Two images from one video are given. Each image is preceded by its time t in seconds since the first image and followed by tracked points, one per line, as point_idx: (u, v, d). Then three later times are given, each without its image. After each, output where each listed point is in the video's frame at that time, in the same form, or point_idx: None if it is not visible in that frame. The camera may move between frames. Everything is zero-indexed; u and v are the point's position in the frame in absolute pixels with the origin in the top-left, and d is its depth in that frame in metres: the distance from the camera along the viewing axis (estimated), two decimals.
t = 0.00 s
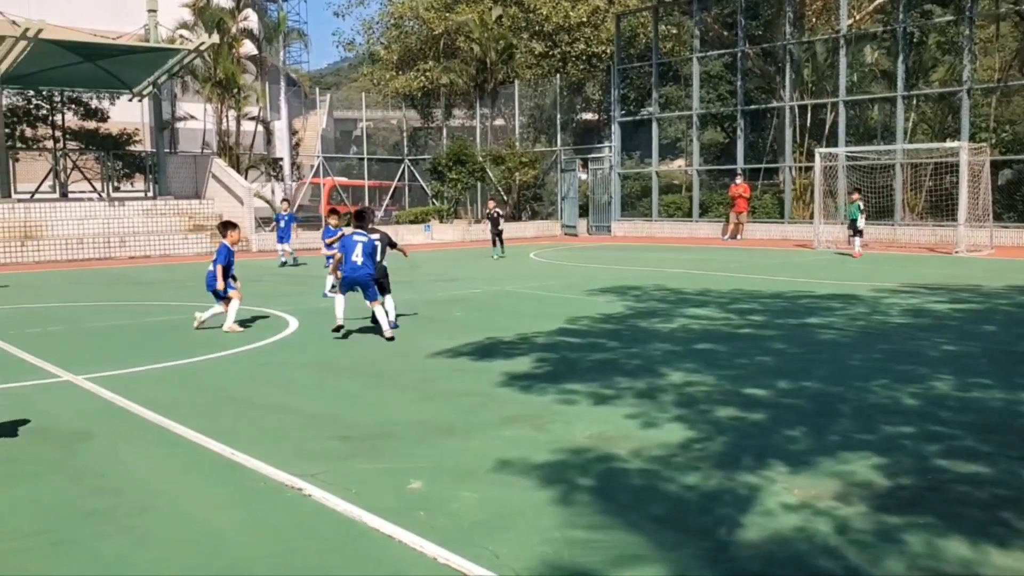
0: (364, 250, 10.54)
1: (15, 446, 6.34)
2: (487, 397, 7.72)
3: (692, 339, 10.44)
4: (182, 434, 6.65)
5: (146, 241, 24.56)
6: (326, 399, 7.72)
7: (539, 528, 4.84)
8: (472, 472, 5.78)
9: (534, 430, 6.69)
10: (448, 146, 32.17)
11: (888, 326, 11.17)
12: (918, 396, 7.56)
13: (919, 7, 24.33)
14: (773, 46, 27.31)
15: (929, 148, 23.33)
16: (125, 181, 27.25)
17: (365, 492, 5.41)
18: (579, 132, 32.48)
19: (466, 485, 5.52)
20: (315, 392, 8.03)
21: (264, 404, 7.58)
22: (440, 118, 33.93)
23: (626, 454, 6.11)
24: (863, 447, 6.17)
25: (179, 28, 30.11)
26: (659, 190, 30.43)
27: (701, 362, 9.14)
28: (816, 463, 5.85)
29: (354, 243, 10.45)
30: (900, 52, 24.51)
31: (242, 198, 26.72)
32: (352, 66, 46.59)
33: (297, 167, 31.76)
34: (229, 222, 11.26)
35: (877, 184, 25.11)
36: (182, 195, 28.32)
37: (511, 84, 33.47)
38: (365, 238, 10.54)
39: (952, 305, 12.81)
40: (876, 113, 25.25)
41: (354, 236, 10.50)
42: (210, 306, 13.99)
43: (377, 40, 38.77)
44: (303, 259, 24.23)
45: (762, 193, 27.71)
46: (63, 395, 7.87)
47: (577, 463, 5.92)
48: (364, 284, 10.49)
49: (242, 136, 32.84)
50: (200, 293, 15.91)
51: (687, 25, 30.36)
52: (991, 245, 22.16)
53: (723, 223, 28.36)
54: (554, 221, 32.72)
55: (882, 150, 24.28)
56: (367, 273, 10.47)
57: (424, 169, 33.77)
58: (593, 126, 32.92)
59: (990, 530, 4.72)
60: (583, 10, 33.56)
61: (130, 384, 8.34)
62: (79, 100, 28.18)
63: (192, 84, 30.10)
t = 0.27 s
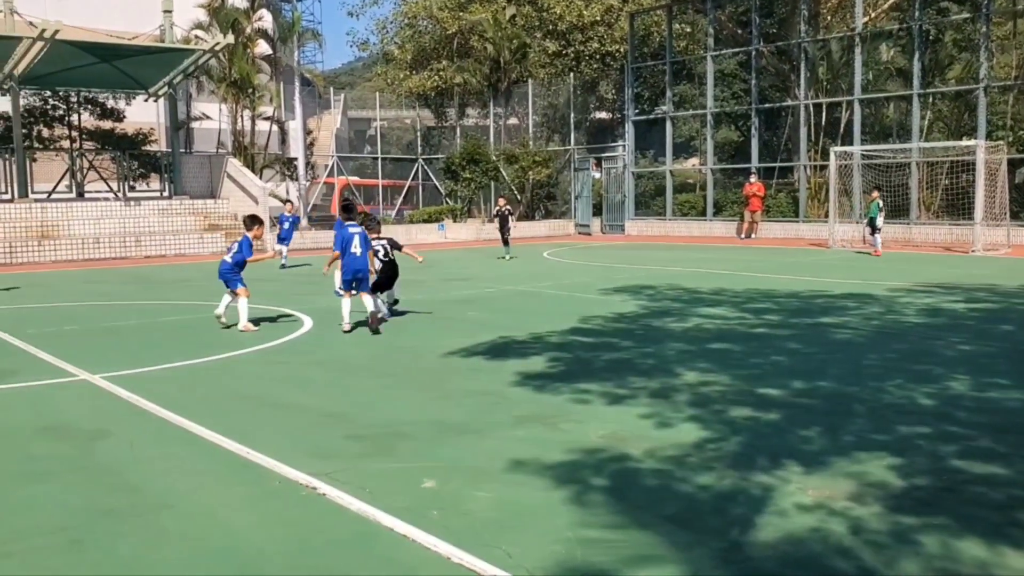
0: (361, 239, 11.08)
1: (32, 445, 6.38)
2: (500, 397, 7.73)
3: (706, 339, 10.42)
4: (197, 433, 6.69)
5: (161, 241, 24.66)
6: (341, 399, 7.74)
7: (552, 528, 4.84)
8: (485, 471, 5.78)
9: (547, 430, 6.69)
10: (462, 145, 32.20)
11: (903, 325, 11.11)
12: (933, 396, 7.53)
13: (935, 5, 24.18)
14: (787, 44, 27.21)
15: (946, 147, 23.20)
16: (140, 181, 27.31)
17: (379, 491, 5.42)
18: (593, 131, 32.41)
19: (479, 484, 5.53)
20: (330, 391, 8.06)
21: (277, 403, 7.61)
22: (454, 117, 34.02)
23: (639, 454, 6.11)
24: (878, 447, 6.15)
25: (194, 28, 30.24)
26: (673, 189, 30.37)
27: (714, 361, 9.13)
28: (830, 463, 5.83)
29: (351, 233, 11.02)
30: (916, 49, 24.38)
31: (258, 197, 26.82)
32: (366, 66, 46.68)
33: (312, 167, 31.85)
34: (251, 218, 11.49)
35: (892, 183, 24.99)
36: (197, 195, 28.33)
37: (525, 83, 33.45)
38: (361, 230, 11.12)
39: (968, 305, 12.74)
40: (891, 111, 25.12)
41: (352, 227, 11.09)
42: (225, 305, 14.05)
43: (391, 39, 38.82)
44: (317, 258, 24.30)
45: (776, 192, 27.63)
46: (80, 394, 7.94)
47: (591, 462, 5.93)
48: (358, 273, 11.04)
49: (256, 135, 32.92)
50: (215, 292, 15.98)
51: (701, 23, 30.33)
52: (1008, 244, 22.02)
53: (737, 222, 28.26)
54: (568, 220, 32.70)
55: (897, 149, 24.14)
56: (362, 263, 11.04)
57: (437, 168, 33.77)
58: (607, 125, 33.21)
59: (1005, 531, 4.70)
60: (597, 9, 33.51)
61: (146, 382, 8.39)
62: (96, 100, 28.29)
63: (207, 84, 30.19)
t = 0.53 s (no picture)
0: (375, 241, 11.50)
1: (59, 443, 6.46)
2: (522, 397, 7.74)
3: (728, 340, 10.39)
4: (222, 432, 6.75)
5: (186, 241, 24.85)
6: (363, 399, 7.79)
7: (574, 529, 4.85)
8: (507, 471, 5.80)
9: (570, 431, 6.69)
10: (484, 145, 32.26)
11: (929, 326, 11.03)
12: (959, 398, 7.47)
13: (961, 3, 23.94)
14: (811, 44, 27.05)
15: (972, 146, 22.99)
16: (167, 181, 27.56)
17: (401, 491, 5.44)
18: (615, 131, 32.29)
19: (502, 484, 5.54)
20: (353, 390, 8.10)
21: (301, 403, 7.66)
22: (475, 118, 34.11)
23: (662, 455, 6.10)
24: (903, 449, 6.10)
25: (218, 30, 30.48)
26: (696, 189, 30.28)
27: (737, 362, 9.10)
28: (854, 465, 5.80)
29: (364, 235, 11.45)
30: (942, 48, 24.15)
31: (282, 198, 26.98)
32: (388, 66, 46.84)
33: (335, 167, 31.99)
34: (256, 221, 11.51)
35: (917, 183, 24.79)
36: (221, 195, 28.61)
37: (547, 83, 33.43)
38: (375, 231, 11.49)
39: (994, 305, 12.62)
40: (916, 110, 24.89)
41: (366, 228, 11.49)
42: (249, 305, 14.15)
43: (413, 40, 38.94)
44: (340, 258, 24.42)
45: (800, 192, 27.49)
46: (107, 393, 8.04)
47: (613, 463, 5.93)
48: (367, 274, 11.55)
49: (280, 137, 33.13)
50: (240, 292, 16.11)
51: (724, 22, 30.24)
52: None
53: (760, 222, 28.13)
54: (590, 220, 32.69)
55: (923, 148, 23.93)
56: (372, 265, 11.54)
57: (459, 168, 33.82)
58: (629, 124, 32.45)
59: None
60: (619, 9, 33.45)
61: (171, 381, 8.48)
62: (122, 102, 28.69)
63: (231, 85, 30.39)
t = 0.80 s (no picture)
0: (435, 238, 11.87)
1: (149, 437, 6.68)
2: (597, 397, 7.73)
3: (807, 341, 10.21)
4: (303, 428, 6.89)
5: (265, 242, 25.37)
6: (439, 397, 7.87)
7: (652, 529, 4.83)
8: (584, 471, 5.80)
9: (646, 431, 6.66)
10: (556, 145, 32.30)
11: (1017, 327, 10.67)
12: None
13: None
14: (891, 38, 26.37)
15: None
16: (246, 184, 28.10)
17: (479, 488, 5.49)
18: (688, 129, 31.91)
19: (579, 484, 5.55)
20: (429, 389, 8.18)
21: (378, 400, 7.78)
22: (547, 117, 34.15)
23: (740, 457, 6.03)
24: (991, 454, 5.93)
25: (295, 35, 31.09)
26: (772, 187, 29.86)
27: (816, 363, 8.94)
28: (940, 470, 5.66)
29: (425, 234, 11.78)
30: None
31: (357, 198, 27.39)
32: (461, 68, 47.20)
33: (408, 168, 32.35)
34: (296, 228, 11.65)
35: (1003, 180, 24.03)
36: (298, 196, 29.16)
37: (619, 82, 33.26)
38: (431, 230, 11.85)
39: None
40: (1002, 105, 24.07)
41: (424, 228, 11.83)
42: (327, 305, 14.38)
43: (485, 41, 39.13)
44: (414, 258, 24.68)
45: (879, 190, 26.85)
46: (192, 389, 8.28)
47: (690, 465, 5.88)
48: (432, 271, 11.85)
49: (355, 139, 33.63)
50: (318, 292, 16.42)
51: (800, 17, 29.69)
52: None
53: (838, 221, 27.57)
54: (663, 220, 32.46)
55: (1009, 144, 23.17)
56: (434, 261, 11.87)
57: (530, 168, 34.06)
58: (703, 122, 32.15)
59: None
60: (693, 6, 33.10)
61: (253, 379, 8.68)
62: (203, 107, 29.38)
63: (308, 88, 30.98)
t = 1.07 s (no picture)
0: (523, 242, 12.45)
1: (288, 432, 6.97)
2: (725, 400, 7.61)
3: (946, 343, 9.79)
4: (433, 426, 7.04)
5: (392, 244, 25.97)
6: (564, 397, 7.90)
7: (786, 536, 4.73)
8: (713, 475, 5.73)
9: (777, 436, 6.52)
10: (678, 142, 31.94)
11: None
12: None
13: None
14: None
15: None
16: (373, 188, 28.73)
17: (607, 489, 5.50)
18: (816, 124, 31.02)
19: (708, 488, 5.49)
20: (554, 389, 8.23)
21: (505, 400, 7.88)
22: (670, 115, 33.76)
23: (877, 464, 5.84)
24: None
25: (420, 41, 31.74)
26: (906, 183, 28.75)
27: (957, 367, 8.56)
28: None
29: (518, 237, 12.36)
30: None
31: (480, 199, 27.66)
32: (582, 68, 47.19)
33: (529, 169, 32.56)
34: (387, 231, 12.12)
35: None
36: (422, 199, 29.69)
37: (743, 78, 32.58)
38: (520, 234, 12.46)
39: None
40: None
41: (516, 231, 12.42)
42: (452, 305, 14.63)
43: (607, 40, 38.99)
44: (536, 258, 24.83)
45: None
46: (326, 386, 8.57)
47: (824, 471, 5.73)
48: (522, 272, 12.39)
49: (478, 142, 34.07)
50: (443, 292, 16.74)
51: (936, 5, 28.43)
52: None
53: (979, 217, 26.28)
54: (790, 218, 31.65)
55: None
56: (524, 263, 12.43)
57: (652, 167, 33.20)
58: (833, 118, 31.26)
59: None
60: None
61: (383, 377, 8.93)
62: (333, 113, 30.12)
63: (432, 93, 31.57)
